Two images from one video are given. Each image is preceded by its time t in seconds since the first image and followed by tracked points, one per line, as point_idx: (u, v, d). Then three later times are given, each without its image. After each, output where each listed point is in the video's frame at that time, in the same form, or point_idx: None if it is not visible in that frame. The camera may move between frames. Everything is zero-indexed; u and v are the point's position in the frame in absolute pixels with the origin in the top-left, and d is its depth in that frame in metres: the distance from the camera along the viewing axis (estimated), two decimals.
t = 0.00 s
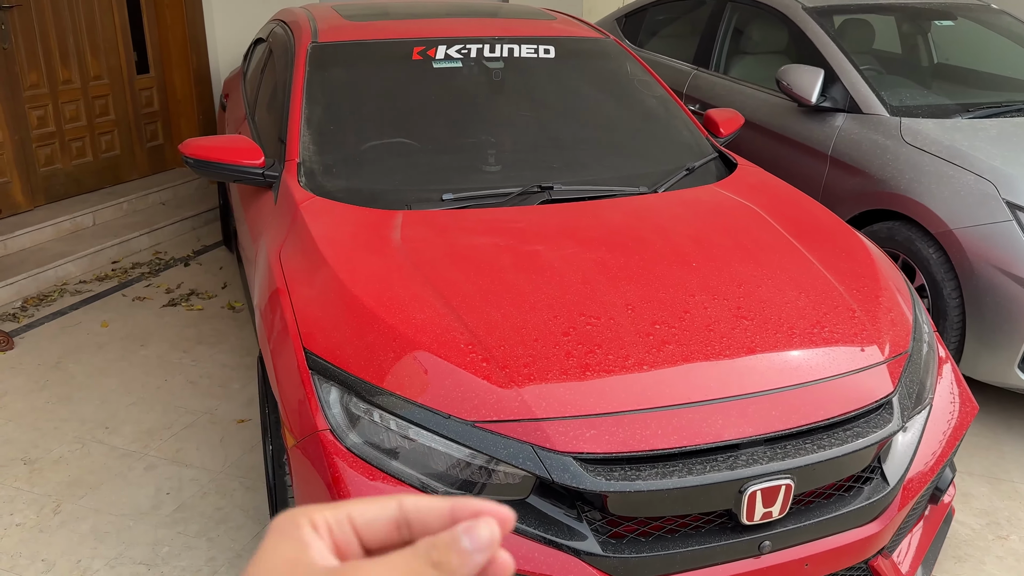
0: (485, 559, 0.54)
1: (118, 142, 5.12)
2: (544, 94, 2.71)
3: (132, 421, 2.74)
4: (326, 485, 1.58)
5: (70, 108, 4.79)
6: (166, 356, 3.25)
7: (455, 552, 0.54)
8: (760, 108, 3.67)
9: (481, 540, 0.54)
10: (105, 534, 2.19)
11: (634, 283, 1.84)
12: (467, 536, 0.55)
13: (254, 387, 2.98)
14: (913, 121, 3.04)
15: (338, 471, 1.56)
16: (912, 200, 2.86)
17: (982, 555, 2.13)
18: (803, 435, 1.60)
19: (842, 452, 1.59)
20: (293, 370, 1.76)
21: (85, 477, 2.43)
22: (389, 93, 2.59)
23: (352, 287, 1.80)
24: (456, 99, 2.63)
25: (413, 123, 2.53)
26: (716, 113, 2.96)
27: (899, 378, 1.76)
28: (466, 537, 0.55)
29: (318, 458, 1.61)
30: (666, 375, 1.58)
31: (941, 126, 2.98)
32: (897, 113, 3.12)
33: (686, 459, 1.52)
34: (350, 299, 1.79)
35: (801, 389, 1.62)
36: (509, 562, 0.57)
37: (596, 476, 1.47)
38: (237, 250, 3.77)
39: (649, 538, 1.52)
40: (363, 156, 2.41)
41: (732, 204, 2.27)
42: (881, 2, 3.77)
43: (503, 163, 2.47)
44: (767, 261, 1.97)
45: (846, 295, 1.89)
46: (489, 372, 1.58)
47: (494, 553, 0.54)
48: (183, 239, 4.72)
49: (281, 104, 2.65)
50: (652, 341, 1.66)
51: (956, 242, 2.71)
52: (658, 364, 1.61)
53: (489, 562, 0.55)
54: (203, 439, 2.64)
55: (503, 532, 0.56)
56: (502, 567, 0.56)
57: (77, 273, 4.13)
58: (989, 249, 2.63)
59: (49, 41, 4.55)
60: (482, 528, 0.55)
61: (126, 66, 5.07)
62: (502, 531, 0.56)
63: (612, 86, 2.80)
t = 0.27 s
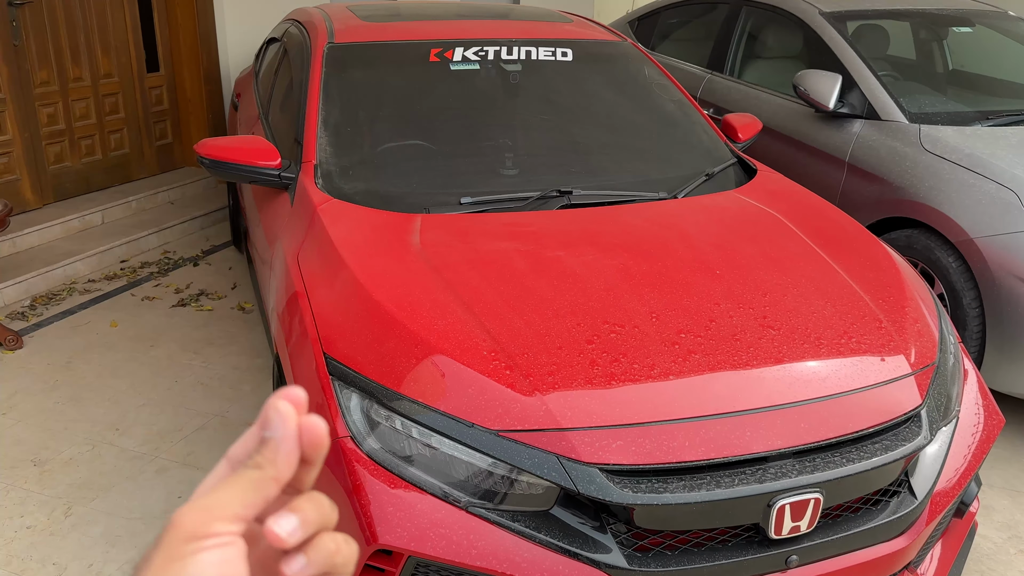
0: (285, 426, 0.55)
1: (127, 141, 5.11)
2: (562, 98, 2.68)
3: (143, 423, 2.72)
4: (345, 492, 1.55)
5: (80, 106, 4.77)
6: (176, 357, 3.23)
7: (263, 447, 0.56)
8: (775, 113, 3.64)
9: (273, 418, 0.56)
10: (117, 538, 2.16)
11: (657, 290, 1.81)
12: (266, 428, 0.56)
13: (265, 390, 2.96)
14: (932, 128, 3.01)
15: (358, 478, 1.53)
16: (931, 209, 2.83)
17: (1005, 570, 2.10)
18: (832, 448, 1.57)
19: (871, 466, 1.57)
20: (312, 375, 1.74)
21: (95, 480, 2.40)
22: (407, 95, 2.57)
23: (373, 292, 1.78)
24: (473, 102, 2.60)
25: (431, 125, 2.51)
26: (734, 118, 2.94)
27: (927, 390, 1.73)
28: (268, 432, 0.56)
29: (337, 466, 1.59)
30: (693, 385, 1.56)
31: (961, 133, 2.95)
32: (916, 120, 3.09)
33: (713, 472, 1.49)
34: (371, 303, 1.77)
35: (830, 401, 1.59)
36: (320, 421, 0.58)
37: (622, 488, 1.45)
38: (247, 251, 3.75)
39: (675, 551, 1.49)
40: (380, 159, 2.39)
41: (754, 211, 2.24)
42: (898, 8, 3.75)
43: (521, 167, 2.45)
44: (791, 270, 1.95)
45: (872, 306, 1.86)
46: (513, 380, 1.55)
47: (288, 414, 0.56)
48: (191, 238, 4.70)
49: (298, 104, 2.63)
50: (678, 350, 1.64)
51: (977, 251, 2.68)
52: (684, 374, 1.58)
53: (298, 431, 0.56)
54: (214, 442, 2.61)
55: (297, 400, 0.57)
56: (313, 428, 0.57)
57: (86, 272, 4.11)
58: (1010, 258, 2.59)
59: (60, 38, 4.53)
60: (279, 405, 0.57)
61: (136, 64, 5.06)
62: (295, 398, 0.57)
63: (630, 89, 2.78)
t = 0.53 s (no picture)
0: (319, 474, 0.62)
1: (135, 140, 5.10)
2: (577, 101, 2.66)
3: (152, 425, 2.70)
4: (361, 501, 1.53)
5: (89, 105, 4.75)
6: (185, 358, 3.21)
7: (298, 497, 0.62)
8: (789, 118, 3.62)
9: (307, 468, 0.62)
10: (127, 542, 2.14)
11: (677, 298, 1.79)
12: (301, 478, 0.63)
13: (275, 393, 2.94)
14: (949, 135, 2.98)
15: (375, 486, 1.51)
16: (948, 216, 2.81)
17: None
18: (856, 461, 1.55)
19: (897, 479, 1.54)
20: (328, 381, 1.71)
21: (105, 483, 2.39)
22: (421, 98, 2.55)
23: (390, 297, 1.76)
24: (487, 105, 2.58)
25: (445, 129, 2.49)
26: (750, 123, 2.91)
27: (951, 402, 1.71)
28: (302, 481, 0.62)
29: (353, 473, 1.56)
30: (716, 396, 1.53)
31: (978, 141, 2.93)
32: (932, 127, 3.07)
33: (737, 484, 1.47)
34: (387, 309, 1.75)
35: (854, 413, 1.57)
36: (352, 472, 0.64)
37: (645, 500, 1.42)
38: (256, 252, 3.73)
39: (697, 565, 1.47)
40: (395, 162, 2.37)
41: (772, 218, 2.22)
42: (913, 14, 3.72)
43: (536, 172, 2.42)
44: (812, 278, 1.92)
45: (894, 315, 1.84)
46: (533, 389, 1.53)
47: (322, 463, 0.62)
48: (199, 239, 4.69)
49: (311, 106, 2.61)
50: (700, 359, 1.61)
51: (994, 260, 2.65)
52: (707, 384, 1.55)
53: (330, 479, 0.63)
54: (224, 446, 2.59)
55: (329, 452, 0.64)
56: (345, 477, 0.63)
57: (94, 272, 4.09)
58: None
59: (69, 37, 4.52)
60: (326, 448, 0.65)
61: (145, 64, 5.04)
62: (326, 450, 0.64)
63: (645, 94, 2.76)
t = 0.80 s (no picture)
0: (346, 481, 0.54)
1: (139, 141, 5.09)
2: (586, 104, 2.65)
3: (157, 429, 2.68)
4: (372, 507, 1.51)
5: (92, 106, 4.74)
6: (190, 361, 3.19)
7: (320, 503, 0.53)
8: (796, 121, 3.60)
9: (331, 474, 0.54)
10: (133, 547, 2.12)
11: (691, 303, 1.77)
12: (325, 483, 0.54)
13: (280, 396, 2.92)
14: (959, 138, 2.97)
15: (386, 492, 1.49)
16: (959, 221, 2.79)
17: None
18: (874, 468, 1.53)
19: (914, 487, 1.52)
20: (339, 386, 1.70)
21: (110, 487, 2.37)
22: (430, 100, 2.53)
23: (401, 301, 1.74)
24: (496, 107, 2.57)
25: (454, 131, 2.48)
26: (758, 126, 2.90)
27: (968, 409, 1.69)
28: (324, 487, 0.54)
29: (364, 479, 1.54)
30: (732, 402, 1.52)
31: (988, 145, 2.91)
32: (941, 131, 3.06)
33: (753, 491, 1.45)
34: (398, 313, 1.73)
35: (871, 419, 1.55)
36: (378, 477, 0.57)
37: (661, 507, 1.41)
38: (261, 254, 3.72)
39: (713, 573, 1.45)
40: (403, 165, 2.36)
41: (784, 222, 2.21)
42: (921, 17, 3.71)
43: (545, 174, 2.41)
44: (825, 283, 1.91)
45: (909, 320, 1.82)
46: (547, 395, 1.51)
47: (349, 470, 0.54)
48: (203, 240, 4.68)
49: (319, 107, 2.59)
50: (715, 365, 1.60)
51: (1006, 264, 2.64)
52: (723, 390, 1.54)
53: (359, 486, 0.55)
54: (231, 449, 2.58)
55: (355, 460, 0.56)
56: (374, 483, 0.56)
57: (97, 274, 4.07)
58: None
59: (74, 38, 4.51)
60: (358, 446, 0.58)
61: (149, 65, 5.03)
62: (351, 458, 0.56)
63: (654, 96, 2.74)
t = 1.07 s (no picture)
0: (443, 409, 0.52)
1: (137, 143, 5.06)
2: (590, 105, 2.63)
3: (159, 434, 2.66)
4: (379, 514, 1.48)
5: (90, 108, 4.71)
6: (191, 365, 3.17)
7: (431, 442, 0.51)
8: (798, 122, 3.59)
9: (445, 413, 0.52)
10: (135, 554, 2.10)
11: (699, 307, 1.76)
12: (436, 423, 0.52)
13: (282, 400, 2.90)
14: (964, 139, 2.96)
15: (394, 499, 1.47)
16: (964, 222, 2.77)
17: None
18: (886, 474, 1.51)
19: (927, 492, 1.51)
20: (345, 391, 1.68)
21: (112, 493, 2.34)
22: (434, 102, 2.51)
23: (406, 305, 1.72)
24: (500, 109, 2.55)
25: (458, 133, 2.46)
26: (763, 128, 2.89)
27: (979, 413, 1.68)
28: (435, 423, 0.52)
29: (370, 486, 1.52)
30: (743, 408, 1.50)
31: (993, 146, 2.89)
32: (946, 132, 3.04)
33: (766, 498, 1.43)
34: (404, 317, 1.71)
35: (883, 424, 1.54)
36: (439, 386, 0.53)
37: (673, 515, 1.39)
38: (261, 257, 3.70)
39: None
40: (407, 167, 2.34)
41: (791, 225, 2.19)
42: (923, 18, 3.70)
43: (549, 177, 2.39)
44: (835, 286, 1.89)
45: (919, 324, 1.81)
46: (557, 401, 1.49)
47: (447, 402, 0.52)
48: (202, 243, 4.65)
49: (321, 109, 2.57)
50: (726, 370, 1.58)
51: (1012, 266, 2.62)
52: (734, 395, 1.52)
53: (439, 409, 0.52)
54: (233, 454, 2.55)
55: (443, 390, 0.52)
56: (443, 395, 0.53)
57: (96, 277, 4.04)
58: None
59: (72, 39, 4.49)
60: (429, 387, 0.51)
61: (147, 67, 5.01)
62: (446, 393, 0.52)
63: (658, 97, 2.73)
